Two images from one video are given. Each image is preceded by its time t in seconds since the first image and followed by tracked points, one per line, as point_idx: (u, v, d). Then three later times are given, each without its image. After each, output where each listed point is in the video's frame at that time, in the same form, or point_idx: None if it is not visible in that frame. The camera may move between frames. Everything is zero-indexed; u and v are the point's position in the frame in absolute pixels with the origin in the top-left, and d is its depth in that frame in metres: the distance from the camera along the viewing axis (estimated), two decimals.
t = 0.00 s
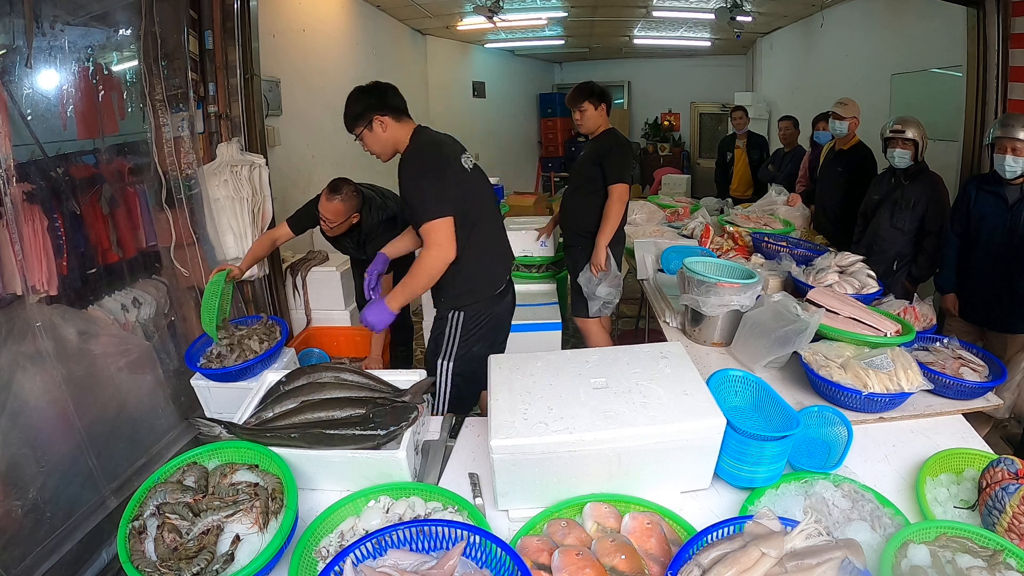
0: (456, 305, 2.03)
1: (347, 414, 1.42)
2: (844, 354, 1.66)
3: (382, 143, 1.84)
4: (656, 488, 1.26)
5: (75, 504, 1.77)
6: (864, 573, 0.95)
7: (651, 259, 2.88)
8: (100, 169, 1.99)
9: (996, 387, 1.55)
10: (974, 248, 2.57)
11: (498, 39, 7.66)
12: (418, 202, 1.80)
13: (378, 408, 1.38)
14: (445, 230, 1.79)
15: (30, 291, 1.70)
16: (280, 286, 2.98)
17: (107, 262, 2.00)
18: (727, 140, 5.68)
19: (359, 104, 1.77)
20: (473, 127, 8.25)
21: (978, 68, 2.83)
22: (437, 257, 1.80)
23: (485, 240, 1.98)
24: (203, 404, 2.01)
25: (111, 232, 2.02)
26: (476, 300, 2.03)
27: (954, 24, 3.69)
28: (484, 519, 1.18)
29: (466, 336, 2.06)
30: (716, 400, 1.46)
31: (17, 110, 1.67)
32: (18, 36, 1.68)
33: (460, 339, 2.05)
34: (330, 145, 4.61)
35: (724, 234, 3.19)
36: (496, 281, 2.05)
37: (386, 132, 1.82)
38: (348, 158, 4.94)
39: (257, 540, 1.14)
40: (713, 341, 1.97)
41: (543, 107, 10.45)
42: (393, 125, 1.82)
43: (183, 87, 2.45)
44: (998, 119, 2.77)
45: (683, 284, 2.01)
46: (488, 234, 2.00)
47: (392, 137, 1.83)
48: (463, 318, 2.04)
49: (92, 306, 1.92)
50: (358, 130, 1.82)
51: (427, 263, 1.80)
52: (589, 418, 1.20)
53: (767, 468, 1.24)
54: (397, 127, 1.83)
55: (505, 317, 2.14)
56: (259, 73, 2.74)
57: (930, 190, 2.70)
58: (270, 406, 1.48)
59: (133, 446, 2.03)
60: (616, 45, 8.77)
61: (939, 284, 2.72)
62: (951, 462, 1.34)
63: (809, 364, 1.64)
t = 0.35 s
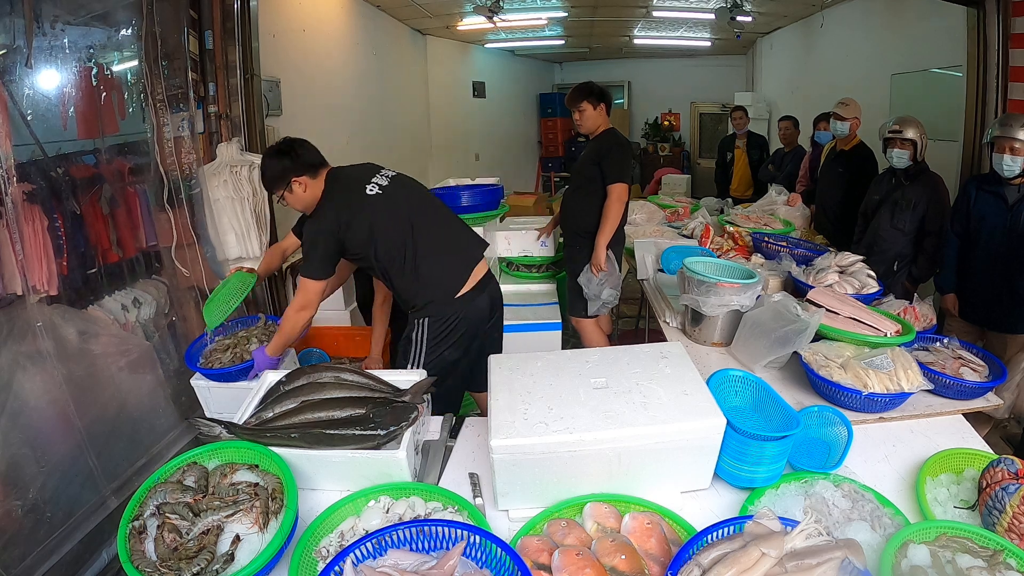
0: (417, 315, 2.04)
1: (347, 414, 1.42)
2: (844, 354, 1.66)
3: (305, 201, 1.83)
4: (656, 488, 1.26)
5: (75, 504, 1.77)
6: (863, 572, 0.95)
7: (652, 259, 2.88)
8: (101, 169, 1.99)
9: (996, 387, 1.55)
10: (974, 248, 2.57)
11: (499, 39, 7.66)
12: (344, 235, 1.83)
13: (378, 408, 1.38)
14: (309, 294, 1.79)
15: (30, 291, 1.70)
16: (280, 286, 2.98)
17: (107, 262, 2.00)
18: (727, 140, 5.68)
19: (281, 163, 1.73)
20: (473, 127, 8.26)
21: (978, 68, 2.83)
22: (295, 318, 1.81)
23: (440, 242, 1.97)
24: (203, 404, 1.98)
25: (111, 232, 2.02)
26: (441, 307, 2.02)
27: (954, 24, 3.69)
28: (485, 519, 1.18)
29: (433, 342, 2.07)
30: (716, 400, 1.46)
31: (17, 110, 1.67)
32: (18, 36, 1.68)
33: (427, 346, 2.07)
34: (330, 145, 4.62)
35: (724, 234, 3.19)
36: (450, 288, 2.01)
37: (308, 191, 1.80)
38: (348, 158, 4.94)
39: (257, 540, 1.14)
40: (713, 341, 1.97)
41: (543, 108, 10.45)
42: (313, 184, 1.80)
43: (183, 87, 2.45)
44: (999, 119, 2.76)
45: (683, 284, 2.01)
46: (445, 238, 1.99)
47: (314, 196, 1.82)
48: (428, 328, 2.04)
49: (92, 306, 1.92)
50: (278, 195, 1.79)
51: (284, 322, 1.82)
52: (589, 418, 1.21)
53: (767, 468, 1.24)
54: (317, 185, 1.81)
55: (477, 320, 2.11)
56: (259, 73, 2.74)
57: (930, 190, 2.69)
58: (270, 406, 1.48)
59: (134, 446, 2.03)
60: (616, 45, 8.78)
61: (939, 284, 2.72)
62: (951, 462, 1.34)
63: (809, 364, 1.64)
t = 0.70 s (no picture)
0: (412, 315, 2.03)
1: (347, 414, 1.42)
2: (844, 354, 1.66)
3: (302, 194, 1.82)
4: (656, 487, 1.26)
5: (75, 504, 1.77)
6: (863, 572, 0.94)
7: (652, 259, 2.88)
8: (101, 169, 1.99)
9: (996, 387, 1.55)
10: (974, 248, 2.57)
11: (499, 39, 7.66)
12: (348, 229, 1.83)
13: (378, 407, 1.38)
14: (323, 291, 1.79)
15: (31, 291, 1.70)
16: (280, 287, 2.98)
17: (108, 262, 2.00)
18: (727, 140, 5.68)
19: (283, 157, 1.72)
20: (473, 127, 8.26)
21: (978, 68, 2.82)
22: (312, 319, 1.80)
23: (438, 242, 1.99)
24: (205, 403, 1.98)
25: (111, 232, 2.02)
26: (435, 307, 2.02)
27: (954, 24, 3.69)
28: (485, 519, 1.18)
29: (428, 343, 2.07)
30: (716, 400, 1.46)
31: (17, 110, 1.67)
32: (18, 36, 1.67)
33: (423, 347, 2.07)
34: (330, 145, 4.62)
35: (724, 234, 3.19)
36: (443, 289, 2.02)
37: (308, 185, 1.80)
38: (348, 158, 4.94)
39: (257, 540, 1.14)
40: (713, 341, 1.97)
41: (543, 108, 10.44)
42: (313, 178, 1.80)
43: (183, 87, 2.45)
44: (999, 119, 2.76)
45: (683, 284, 2.01)
46: (441, 237, 2.01)
47: (314, 190, 1.82)
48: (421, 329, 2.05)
49: (92, 305, 1.92)
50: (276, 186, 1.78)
51: (300, 323, 1.81)
52: (589, 418, 1.21)
53: (767, 468, 1.24)
54: (317, 179, 1.80)
55: (473, 322, 2.11)
56: (259, 73, 2.74)
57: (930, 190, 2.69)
58: (270, 406, 1.48)
59: (134, 446, 2.03)
60: (616, 45, 8.77)
61: (939, 284, 2.72)
62: (951, 462, 1.34)
63: (809, 364, 1.64)
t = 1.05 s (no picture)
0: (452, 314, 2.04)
1: (347, 414, 1.42)
2: (844, 354, 1.66)
3: (369, 163, 1.83)
4: (656, 488, 1.26)
5: (75, 504, 1.77)
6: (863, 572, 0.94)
7: (651, 259, 2.89)
8: (100, 169, 1.99)
9: (996, 387, 1.55)
10: (974, 248, 2.57)
11: (498, 39, 7.66)
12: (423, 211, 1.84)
13: (378, 407, 1.38)
14: (433, 259, 1.78)
15: (30, 291, 1.70)
16: (280, 287, 2.99)
17: (107, 262, 2.00)
18: (727, 140, 5.69)
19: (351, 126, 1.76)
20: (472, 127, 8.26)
21: (977, 68, 2.83)
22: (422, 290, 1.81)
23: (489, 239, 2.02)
24: (204, 404, 1.95)
25: (111, 232, 2.02)
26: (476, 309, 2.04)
27: (954, 24, 3.69)
28: (484, 519, 1.18)
29: (462, 346, 2.06)
30: (716, 400, 1.46)
31: (17, 110, 1.67)
32: (18, 36, 1.67)
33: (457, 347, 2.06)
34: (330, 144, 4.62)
35: (724, 234, 3.20)
36: (480, 289, 2.02)
37: (382, 153, 1.83)
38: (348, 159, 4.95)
39: (257, 540, 1.14)
40: (713, 341, 1.97)
41: (543, 108, 10.45)
42: (388, 148, 1.84)
43: (183, 87, 2.45)
44: (998, 119, 2.76)
45: (683, 284, 2.01)
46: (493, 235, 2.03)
47: (383, 161, 1.85)
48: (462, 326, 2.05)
49: (92, 306, 1.92)
50: (352, 150, 1.78)
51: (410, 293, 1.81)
52: (589, 418, 1.21)
53: (767, 468, 1.24)
54: (389, 149, 1.85)
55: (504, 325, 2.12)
56: (259, 73, 2.74)
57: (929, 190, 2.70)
58: (270, 406, 1.48)
59: (134, 446, 2.03)
60: (616, 45, 8.78)
61: (939, 284, 2.72)
62: (951, 462, 1.34)
63: (809, 364, 1.64)
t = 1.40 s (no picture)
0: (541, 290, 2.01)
1: (347, 414, 1.42)
2: (844, 354, 1.66)
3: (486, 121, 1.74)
4: (656, 488, 1.26)
5: (75, 504, 1.77)
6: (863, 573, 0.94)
7: (651, 259, 2.88)
8: (100, 169, 1.99)
9: (996, 387, 1.55)
10: (974, 248, 2.57)
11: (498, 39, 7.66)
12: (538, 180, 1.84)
13: (378, 408, 1.38)
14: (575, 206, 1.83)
15: (30, 291, 1.70)
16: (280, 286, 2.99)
17: (107, 262, 2.01)
18: (727, 140, 5.68)
19: (467, 88, 1.63)
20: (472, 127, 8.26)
21: (977, 68, 2.83)
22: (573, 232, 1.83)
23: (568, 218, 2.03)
24: (204, 404, 1.94)
25: (111, 232, 2.02)
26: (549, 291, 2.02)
27: (954, 24, 3.70)
28: (484, 519, 1.18)
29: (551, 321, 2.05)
30: (716, 400, 1.46)
31: (17, 110, 1.67)
32: (18, 36, 1.67)
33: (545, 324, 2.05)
34: (330, 144, 4.62)
35: (724, 234, 3.20)
36: (558, 262, 2.05)
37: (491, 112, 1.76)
38: (348, 158, 4.94)
39: (257, 540, 1.14)
40: (713, 341, 1.97)
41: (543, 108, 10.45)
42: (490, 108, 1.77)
43: (183, 87, 2.45)
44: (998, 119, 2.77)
45: (683, 283, 2.01)
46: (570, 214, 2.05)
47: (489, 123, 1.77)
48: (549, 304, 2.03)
49: (92, 305, 1.92)
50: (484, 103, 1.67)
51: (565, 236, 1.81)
52: (589, 418, 1.21)
53: (767, 468, 1.24)
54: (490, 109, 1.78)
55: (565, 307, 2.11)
56: (259, 73, 2.74)
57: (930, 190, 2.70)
58: (270, 406, 1.48)
59: (134, 446, 2.03)
60: (616, 45, 8.78)
61: (939, 284, 2.73)
62: (951, 462, 1.34)
63: (809, 364, 1.64)
